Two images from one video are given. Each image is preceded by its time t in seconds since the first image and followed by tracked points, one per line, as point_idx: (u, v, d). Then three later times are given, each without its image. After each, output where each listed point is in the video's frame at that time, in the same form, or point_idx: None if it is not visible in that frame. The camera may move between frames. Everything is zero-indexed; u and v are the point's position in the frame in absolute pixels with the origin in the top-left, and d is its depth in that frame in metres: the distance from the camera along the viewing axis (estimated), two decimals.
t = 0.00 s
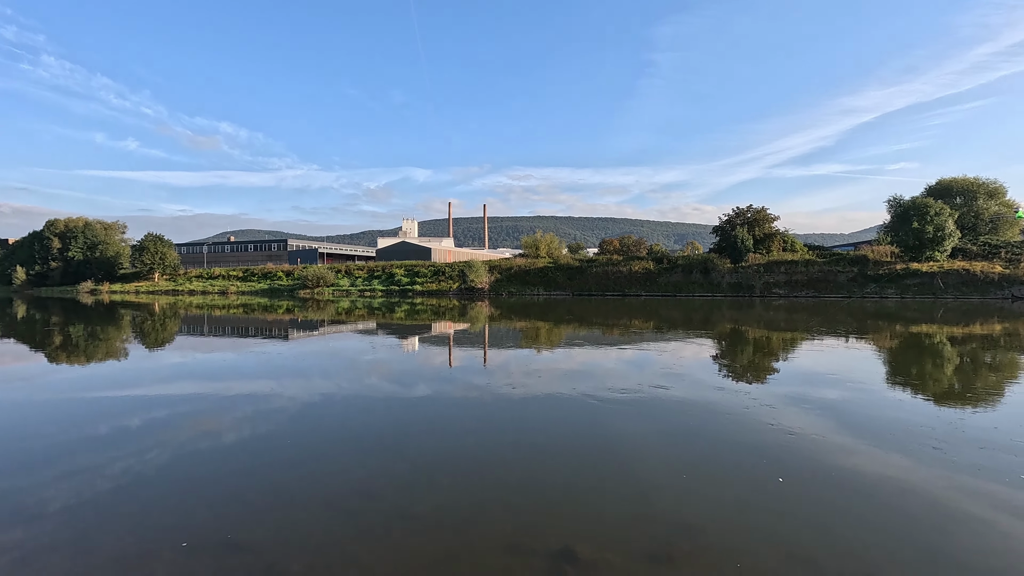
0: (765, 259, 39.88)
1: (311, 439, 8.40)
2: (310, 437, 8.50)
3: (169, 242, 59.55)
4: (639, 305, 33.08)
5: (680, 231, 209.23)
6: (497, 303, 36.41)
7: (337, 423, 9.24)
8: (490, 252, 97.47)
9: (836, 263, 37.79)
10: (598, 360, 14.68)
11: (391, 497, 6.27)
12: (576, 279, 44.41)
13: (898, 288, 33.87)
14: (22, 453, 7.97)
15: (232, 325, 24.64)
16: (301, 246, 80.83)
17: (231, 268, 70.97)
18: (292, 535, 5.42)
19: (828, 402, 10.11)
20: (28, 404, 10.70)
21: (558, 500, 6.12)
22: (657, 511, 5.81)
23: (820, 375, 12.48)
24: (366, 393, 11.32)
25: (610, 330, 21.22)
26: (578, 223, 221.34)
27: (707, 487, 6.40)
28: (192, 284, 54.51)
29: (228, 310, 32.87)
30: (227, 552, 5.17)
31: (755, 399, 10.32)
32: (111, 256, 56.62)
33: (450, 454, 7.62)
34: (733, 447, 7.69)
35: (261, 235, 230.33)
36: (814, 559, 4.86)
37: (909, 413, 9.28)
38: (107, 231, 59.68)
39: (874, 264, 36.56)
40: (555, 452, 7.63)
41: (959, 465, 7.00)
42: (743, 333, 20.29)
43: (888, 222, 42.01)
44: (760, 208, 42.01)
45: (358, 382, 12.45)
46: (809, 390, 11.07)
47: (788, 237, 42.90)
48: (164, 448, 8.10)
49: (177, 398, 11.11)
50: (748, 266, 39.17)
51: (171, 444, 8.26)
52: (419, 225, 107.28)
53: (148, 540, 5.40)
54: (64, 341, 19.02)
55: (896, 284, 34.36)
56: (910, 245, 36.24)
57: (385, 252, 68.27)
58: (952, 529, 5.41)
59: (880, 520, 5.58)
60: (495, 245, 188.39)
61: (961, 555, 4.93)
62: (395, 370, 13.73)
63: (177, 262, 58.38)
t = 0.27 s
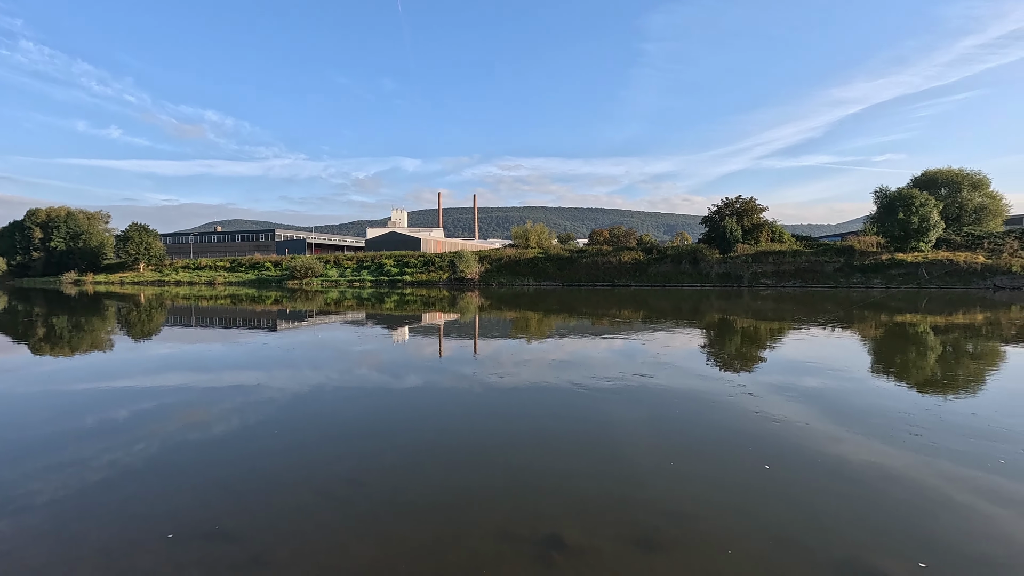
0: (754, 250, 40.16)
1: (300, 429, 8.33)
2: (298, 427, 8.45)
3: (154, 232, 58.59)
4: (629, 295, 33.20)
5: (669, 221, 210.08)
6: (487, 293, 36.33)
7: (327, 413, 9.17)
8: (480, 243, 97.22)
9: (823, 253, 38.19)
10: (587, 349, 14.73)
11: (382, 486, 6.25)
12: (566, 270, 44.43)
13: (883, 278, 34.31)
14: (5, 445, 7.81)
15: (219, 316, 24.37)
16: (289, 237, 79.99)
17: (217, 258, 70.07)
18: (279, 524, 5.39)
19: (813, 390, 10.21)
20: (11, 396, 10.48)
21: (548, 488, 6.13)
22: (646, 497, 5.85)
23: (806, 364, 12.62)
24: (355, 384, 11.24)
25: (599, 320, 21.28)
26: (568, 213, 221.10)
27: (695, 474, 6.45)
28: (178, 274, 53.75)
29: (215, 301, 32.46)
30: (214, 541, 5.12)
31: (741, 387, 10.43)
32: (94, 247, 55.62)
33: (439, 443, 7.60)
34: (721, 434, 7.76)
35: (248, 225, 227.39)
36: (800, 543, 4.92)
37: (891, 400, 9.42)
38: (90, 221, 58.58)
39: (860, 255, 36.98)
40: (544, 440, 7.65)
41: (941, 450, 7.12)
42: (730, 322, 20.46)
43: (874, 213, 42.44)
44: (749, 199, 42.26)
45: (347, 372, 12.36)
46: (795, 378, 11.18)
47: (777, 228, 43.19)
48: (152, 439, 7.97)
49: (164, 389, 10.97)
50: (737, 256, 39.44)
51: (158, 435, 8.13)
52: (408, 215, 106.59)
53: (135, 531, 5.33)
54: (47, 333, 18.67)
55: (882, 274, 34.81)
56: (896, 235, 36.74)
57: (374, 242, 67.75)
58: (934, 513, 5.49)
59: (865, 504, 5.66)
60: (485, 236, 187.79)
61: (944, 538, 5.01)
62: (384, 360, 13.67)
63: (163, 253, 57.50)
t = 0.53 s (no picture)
0: (726, 242, 40.93)
1: (273, 425, 8.14)
2: (271, 423, 8.24)
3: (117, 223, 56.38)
4: (604, 287, 33.48)
5: (643, 214, 212.37)
6: (463, 285, 36.17)
7: (301, 408, 8.98)
8: (455, 235, 96.57)
9: (792, 245, 39.15)
10: (563, 341, 14.80)
11: (358, 481, 6.15)
12: (542, 262, 44.52)
13: (848, 270, 35.39)
14: None
15: (187, 309, 23.64)
16: (259, 228, 78.01)
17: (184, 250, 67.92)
18: (252, 521, 5.26)
19: (782, 379, 10.46)
20: None
21: (526, 480, 6.11)
22: (623, 487, 5.89)
23: (775, 353, 12.92)
24: (329, 378, 11.05)
25: (575, 311, 21.39)
26: (543, 205, 221.35)
27: (671, 463, 6.52)
28: (143, 267, 51.92)
29: (183, 294, 31.47)
30: (184, 541, 4.96)
31: (713, 377, 10.61)
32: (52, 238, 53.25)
33: (416, 437, 7.51)
34: (696, 424, 7.85)
35: (217, 216, 221.20)
36: (773, 531, 5.01)
37: (856, 388, 9.72)
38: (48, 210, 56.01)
39: (826, 247, 38.04)
40: (521, 433, 7.63)
41: (904, 436, 7.37)
42: (702, 313, 20.83)
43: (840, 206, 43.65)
44: (721, 192, 42.98)
45: (321, 366, 12.14)
46: (764, 367, 11.46)
47: (748, 221, 44.07)
48: (117, 437, 7.68)
49: (129, 385, 10.58)
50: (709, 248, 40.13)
51: (124, 432, 7.84)
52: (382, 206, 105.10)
53: (101, 531, 5.13)
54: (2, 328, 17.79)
55: (847, 266, 35.89)
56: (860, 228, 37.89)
57: (348, 234, 66.62)
58: (900, 498, 5.66)
59: (835, 490, 5.79)
60: (461, 228, 186.73)
61: (909, 522, 5.17)
62: (359, 353, 13.47)
63: (126, 244, 55.41)
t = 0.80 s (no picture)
0: (687, 229, 41.80)
1: (234, 417, 7.80)
2: (232, 415, 7.88)
3: (56, 207, 52.90)
4: (570, 274, 33.69)
5: (607, 201, 214.61)
6: (428, 273, 35.74)
7: (263, 400, 8.63)
8: (419, 222, 95.20)
9: (750, 232, 40.34)
10: (528, 327, 14.79)
11: (327, 472, 5.95)
12: (507, 249, 44.39)
13: (802, 257, 36.76)
14: None
15: (136, 298, 22.44)
16: (213, 214, 74.75)
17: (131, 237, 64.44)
18: (216, 517, 5.01)
19: (744, 362, 10.73)
20: None
21: (501, 467, 6.04)
22: (597, 472, 5.89)
23: (733, 337, 13.26)
24: (293, 367, 10.68)
25: (540, 298, 21.44)
26: (508, 191, 220.43)
27: (644, 448, 6.54)
28: (86, 254, 49.00)
29: (131, 283, 29.87)
30: (142, 540, 4.68)
31: (678, 362, 10.76)
32: None
33: (385, 427, 7.31)
34: (665, 408, 7.94)
35: (168, 201, 210.76)
36: (746, 510, 5.10)
37: (814, 370, 10.07)
38: None
39: (782, 234, 39.36)
40: (492, 420, 7.54)
41: (861, 414, 7.65)
42: (664, 299, 21.22)
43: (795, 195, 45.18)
44: (683, 180, 43.78)
45: (283, 356, 11.73)
46: (725, 351, 11.76)
47: (708, 208, 45.10)
48: (63, 433, 7.20)
49: (74, 378, 9.95)
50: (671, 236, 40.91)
51: (70, 428, 7.36)
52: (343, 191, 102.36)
53: (49, 533, 4.79)
54: None
55: (801, 253, 37.27)
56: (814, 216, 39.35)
57: (307, 220, 64.65)
58: (862, 473, 5.88)
59: (800, 468, 5.96)
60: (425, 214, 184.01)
61: (871, 497, 5.36)
62: (322, 342, 13.07)
63: (67, 230, 52.11)
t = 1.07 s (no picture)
0: (650, 217, 42.43)
1: (193, 411, 7.44)
2: (190, 409, 7.51)
3: None
4: (536, 261, 33.74)
5: (571, 189, 215.72)
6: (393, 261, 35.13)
7: (223, 392, 8.27)
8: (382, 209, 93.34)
9: (711, 220, 41.30)
10: (494, 315, 14.72)
11: (295, 466, 5.75)
12: (473, 236, 44.04)
13: (760, 244, 37.93)
14: None
15: (81, 288, 21.18)
16: (163, 199, 71.22)
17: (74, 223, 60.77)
18: (179, 516, 4.78)
19: (708, 347, 10.94)
20: None
21: (473, 456, 5.97)
22: (569, 459, 5.87)
23: (694, 323, 13.55)
24: (254, 358, 10.27)
25: (507, 286, 21.38)
26: (473, 178, 218.51)
27: (614, 434, 6.55)
28: (24, 241, 45.95)
29: (76, 271, 28.19)
30: (99, 543, 4.41)
31: (642, 347, 10.88)
32: None
33: (352, 418, 7.10)
34: (634, 394, 7.98)
35: (113, 185, 199.58)
36: (716, 493, 5.18)
37: (773, 354, 10.35)
38: None
39: (741, 222, 40.47)
40: (461, 409, 7.42)
41: (819, 395, 7.90)
42: (628, 286, 21.50)
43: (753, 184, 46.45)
44: (647, 168, 44.36)
45: (243, 346, 11.29)
46: (687, 337, 11.99)
47: (671, 197, 45.89)
48: (4, 431, 6.71)
49: (15, 372, 9.30)
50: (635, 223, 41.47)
51: (13, 425, 6.87)
52: (303, 177, 99.22)
53: None
54: None
55: (759, 240, 38.44)
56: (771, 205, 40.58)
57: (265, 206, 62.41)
58: (823, 452, 6.07)
59: (766, 450, 6.10)
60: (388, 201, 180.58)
61: (832, 475, 5.53)
62: (284, 332, 12.63)
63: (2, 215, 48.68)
